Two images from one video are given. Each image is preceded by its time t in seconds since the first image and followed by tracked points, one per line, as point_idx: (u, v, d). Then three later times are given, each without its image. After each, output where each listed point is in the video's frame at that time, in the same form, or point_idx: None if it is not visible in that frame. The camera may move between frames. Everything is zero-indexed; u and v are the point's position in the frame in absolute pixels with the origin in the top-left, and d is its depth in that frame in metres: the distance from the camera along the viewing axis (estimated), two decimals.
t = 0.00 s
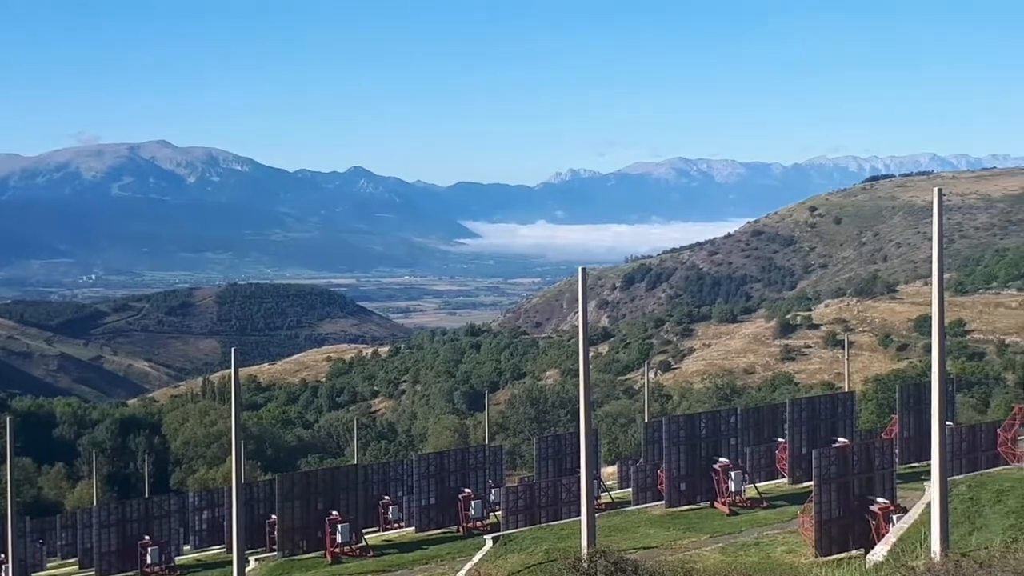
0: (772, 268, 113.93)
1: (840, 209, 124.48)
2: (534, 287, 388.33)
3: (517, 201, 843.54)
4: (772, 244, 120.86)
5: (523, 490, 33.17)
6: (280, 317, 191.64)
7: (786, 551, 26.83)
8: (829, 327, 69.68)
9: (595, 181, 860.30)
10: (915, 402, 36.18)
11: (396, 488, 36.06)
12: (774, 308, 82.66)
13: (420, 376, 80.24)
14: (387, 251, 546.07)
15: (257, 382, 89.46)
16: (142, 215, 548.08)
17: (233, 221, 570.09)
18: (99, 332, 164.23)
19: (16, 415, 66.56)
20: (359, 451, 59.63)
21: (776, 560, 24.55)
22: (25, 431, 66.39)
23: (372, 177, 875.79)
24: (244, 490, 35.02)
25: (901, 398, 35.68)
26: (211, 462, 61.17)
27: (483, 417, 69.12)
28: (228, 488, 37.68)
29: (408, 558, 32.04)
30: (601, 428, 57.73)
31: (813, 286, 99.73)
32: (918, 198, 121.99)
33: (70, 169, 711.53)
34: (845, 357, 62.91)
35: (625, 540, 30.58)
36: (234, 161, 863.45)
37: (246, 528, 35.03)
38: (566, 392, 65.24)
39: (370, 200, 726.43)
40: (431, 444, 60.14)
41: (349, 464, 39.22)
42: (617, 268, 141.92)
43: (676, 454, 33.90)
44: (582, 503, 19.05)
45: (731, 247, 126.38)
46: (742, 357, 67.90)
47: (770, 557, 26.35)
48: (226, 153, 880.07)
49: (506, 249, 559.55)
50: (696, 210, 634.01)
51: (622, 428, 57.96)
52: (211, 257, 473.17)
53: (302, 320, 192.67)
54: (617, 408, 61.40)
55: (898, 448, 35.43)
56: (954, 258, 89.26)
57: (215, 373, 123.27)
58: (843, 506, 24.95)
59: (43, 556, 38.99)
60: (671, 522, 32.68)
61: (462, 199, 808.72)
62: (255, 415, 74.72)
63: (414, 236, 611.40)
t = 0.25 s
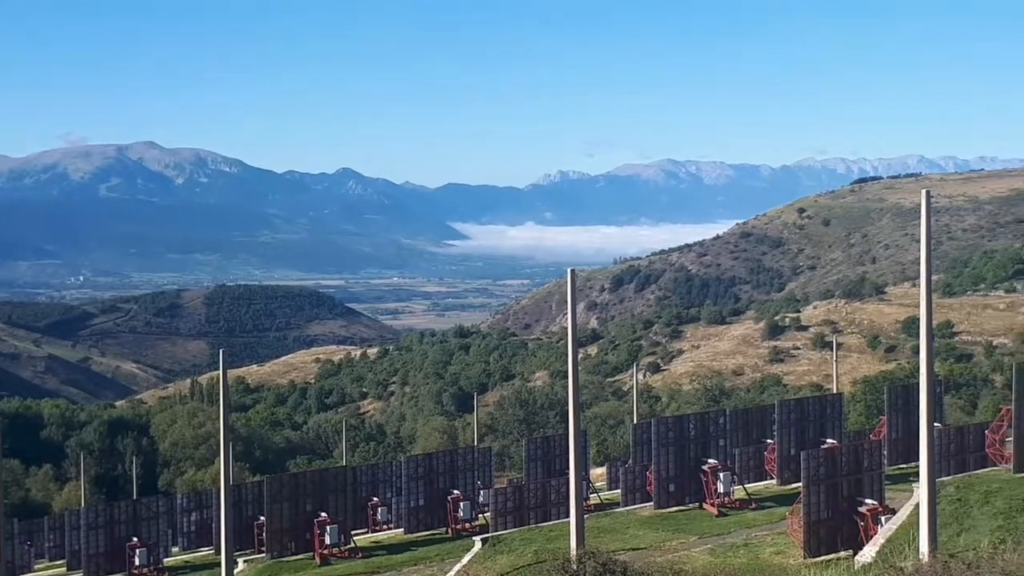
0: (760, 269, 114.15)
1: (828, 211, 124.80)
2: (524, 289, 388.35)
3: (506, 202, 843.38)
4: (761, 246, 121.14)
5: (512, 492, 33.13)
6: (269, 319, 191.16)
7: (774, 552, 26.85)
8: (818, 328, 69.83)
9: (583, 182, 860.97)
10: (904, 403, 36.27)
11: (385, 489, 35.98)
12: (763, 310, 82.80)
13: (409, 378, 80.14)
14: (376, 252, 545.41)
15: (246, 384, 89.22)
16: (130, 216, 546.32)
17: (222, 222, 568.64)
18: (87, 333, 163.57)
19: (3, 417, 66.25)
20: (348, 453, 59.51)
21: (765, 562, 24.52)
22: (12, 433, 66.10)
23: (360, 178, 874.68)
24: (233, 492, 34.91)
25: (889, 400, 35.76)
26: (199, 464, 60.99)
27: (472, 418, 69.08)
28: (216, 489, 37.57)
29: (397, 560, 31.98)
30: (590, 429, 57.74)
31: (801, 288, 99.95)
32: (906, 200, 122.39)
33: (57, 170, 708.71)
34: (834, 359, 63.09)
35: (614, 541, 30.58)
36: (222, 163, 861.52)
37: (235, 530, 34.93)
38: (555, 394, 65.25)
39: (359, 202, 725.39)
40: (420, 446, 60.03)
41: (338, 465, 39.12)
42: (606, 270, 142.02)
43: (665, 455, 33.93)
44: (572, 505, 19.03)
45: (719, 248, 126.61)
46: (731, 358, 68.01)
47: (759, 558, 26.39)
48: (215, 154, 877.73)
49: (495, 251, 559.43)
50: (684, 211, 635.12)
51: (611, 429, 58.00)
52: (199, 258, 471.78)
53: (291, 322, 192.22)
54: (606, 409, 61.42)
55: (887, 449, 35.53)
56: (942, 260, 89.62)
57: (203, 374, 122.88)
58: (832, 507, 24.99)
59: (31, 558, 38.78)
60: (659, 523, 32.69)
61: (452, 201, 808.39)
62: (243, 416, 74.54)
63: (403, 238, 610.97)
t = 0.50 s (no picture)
0: (751, 267, 114.28)
1: (819, 209, 125.04)
2: (514, 287, 388.29)
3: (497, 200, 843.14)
4: (751, 244, 121.23)
5: (503, 490, 33.09)
6: (260, 317, 190.76)
7: (766, 549, 26.83)
8: (808, 326, 69.96)
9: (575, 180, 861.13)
10: (895, 401, 36.32)
11: (376, 487, 35.94)
12: (754, 307, 82.89)
13: (400, 375, 80.05)
14: (367, 250, 544.67)
15: (236, 382, 89.03)
16: (120, 214, 544.69)
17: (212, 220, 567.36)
18: (77, 332, 163.03)
19: None
20: (339, 451, 59.41)
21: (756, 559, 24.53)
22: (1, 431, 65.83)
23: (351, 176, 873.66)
24: (223, 490, 34.84)
25: (880, 397, 35.83)
26: (190, 462, 60.83)
27: (463, 417, 68.98)
28: (207, 487, 37.44)
29: (388, 559, 31.93)
30: (581, 427, 57.72)
31: (792, 286, 100.11)
32: (896, 198, 122.69)
33: (47, 168, 706.19)
34: (825, 356, 63.13)
35: (605, 539, 30.55)
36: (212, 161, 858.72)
37: (226, 528, 34.87)
38: (546, 392, 65.25)
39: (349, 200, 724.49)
40: (411, 444, 59.97)
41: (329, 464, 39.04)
42: (597, 267, 142.07)
43: (657, 453, 33.95)
44: (562, 504, 19.01)
45: (710, 246, 126.77)
46: (722, 356, 68.06)
47: (749, 556, 26.39)
48: (205, 152, 875.77)
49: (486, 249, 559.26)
50: (675, 209, 635.84)
51: (603, 427, 57.98)
52: (189, 257, 470.61)
53: (282, 320, 191.82)
54: (597, 407, 61.41)
55: (877, 447, 35.60)
56: (933, 258, 89.75)
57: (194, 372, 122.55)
58: (823, 505, 25.02)
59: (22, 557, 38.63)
60: (651, 521, 32.69)
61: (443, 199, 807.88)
62: (234, 415, 74.37)
63: (393, 236, 610.42)
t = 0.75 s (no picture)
0: (743, 268, 114.44)
1: (810, 210, 125.27)
2: (506, 288, 388.21)
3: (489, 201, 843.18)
4: (743, 245, 121.43)
5: (495, 491, 33.06)
6: (251, 318, 190.45)
7: (757, 550, 26.87)
8: (800, 327, 70.06)
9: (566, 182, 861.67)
10: (886, 401, 36.35)
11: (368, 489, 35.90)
12: (745, 309, 82.99)
13: (392, 377, 79.95)
14: (358, 251, 544.17)
15: (228, 383, 88.83)
16: (111, 216, 543.20)
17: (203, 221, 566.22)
18: (68, 333, 162.57)
19: None
20: (330, 452, 59.32)
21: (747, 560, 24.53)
22: None
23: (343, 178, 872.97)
24: (215, 491, 34.74)
25: (871, 398, 35.86)
26: (181, 463, 60.67)
27: (454, 418, 68.96)
28: (199, 489, 37.32)
29: (380, 560, 31.87)
30: (573, 428, 57.72)
31: (784, 287, 100.30)
32: (887, 199, 122.96)
33: (38, 169, 704.14)
34: (817, 357, 63.23)
35: (598, 540, 30.52)
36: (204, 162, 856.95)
37: (217, 530, 34.81)
38: (538, 393, 65.23)
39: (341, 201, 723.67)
40: (403, 445, 59.91)
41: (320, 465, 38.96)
42: (588, 269, 142.13)
43: (648, 454, 33.95)
44: (554, 505, 19.00)
45: (702, 247, 126.95)
46: (713, 357, 68.12)
47: (741, 556, 26.41)
48: (196, 154, 874.32)
49: (478, 250, 559.13)
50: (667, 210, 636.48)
51: (594, 428, 57.97)
52: (180, 258, 469.58)
53: (274, 321, 191.52)
54: (589, 408, 61.40)
55: (869, 448, 35.66)
56: (924, 259, 89.96)
57: (185, 374, 122.29)
58: (814, 506, 25.03)
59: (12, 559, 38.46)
60: (642, 522, 32.68)
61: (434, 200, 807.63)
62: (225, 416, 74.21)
63: (385, 237, 609.84)
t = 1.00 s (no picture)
0: (736, 267, 114.52)
1: (803, 209, 125.41)
2: (499, 288, 388.00)
3: (481, 201, 842.54)
4: (736, 244, 121.53)
5: (488, 490, 33.05)
6: (244, 318, 190.17)
7: (751, 549, 26.89)
8: (793, 326, 70.14)
9: (559, 181, 861.45)
10: (878, 401, 36.43)
11: (361, 488, 35.88)
12: (738, 308, 83.04)
13: (385, 376, 79.92)
14: (351, 250, 543.45)
15: (220, 383, 88.67)
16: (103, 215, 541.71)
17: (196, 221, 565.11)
18: (60, 333, 162.10)
19: None
20: (323, 451, 59.21)
21: (740, 561, 24.53)
22: None
23: (336, 177, 871.96)
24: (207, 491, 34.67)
25: (864, 398, 35.92)
26: (175, 463, 60.53)
27: (448, 417, 68.92)
28: (192, 488, 37.35)
29: (374, 559, 31.81)
30: (567, 427, 57.70)
31: (777, 286, 100.43)
32: (880, 198, 123.14)
33: (30, 168, 702.14)
34: (810, 356, 63.33)
35: (591, 539, 30.53)
36: (196, 161, 855.46)
37: (210, 529, 34.70)
38: (531, 392, 65.23)
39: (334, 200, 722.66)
40: (397, 444, 59.82)
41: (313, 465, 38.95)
42: (581, 268, 142.16)
43: (642, 452, 33.95)
44: (548, 505, 18.99)
45: (695, 247, 127.03)
46: (707, 356, 68.15)
47: (735, 556, 26.40)
48: (189, 153, 873.27)
49: (471, 250, 558.65)
50: (660, 210, 636.48)
51: (588, 428, 57.96)
52: (173, 258, 468.50)
53: (266, 320, 191.20)
54: (582, 407, 61.38)
55: (862, 446, 35.70)
56: (916, 258, 90.11)
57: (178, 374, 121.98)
58: (807, 505, 25.05)
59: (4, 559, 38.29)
60: (636, 521, 32.67)
61: (427, 200, 807.07)
62: (218, 416, 74.06)
63: (378, 236, 609.26)
